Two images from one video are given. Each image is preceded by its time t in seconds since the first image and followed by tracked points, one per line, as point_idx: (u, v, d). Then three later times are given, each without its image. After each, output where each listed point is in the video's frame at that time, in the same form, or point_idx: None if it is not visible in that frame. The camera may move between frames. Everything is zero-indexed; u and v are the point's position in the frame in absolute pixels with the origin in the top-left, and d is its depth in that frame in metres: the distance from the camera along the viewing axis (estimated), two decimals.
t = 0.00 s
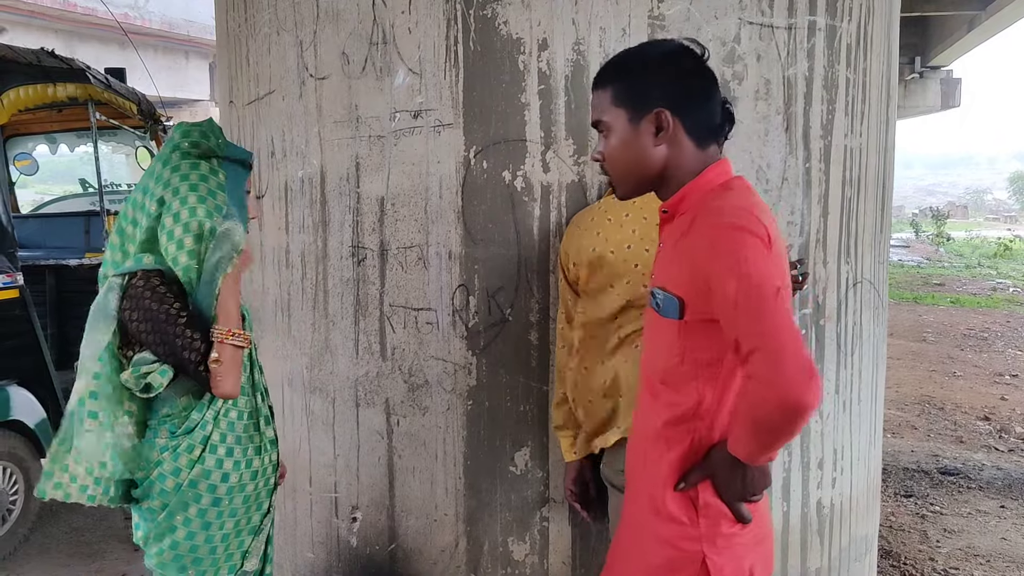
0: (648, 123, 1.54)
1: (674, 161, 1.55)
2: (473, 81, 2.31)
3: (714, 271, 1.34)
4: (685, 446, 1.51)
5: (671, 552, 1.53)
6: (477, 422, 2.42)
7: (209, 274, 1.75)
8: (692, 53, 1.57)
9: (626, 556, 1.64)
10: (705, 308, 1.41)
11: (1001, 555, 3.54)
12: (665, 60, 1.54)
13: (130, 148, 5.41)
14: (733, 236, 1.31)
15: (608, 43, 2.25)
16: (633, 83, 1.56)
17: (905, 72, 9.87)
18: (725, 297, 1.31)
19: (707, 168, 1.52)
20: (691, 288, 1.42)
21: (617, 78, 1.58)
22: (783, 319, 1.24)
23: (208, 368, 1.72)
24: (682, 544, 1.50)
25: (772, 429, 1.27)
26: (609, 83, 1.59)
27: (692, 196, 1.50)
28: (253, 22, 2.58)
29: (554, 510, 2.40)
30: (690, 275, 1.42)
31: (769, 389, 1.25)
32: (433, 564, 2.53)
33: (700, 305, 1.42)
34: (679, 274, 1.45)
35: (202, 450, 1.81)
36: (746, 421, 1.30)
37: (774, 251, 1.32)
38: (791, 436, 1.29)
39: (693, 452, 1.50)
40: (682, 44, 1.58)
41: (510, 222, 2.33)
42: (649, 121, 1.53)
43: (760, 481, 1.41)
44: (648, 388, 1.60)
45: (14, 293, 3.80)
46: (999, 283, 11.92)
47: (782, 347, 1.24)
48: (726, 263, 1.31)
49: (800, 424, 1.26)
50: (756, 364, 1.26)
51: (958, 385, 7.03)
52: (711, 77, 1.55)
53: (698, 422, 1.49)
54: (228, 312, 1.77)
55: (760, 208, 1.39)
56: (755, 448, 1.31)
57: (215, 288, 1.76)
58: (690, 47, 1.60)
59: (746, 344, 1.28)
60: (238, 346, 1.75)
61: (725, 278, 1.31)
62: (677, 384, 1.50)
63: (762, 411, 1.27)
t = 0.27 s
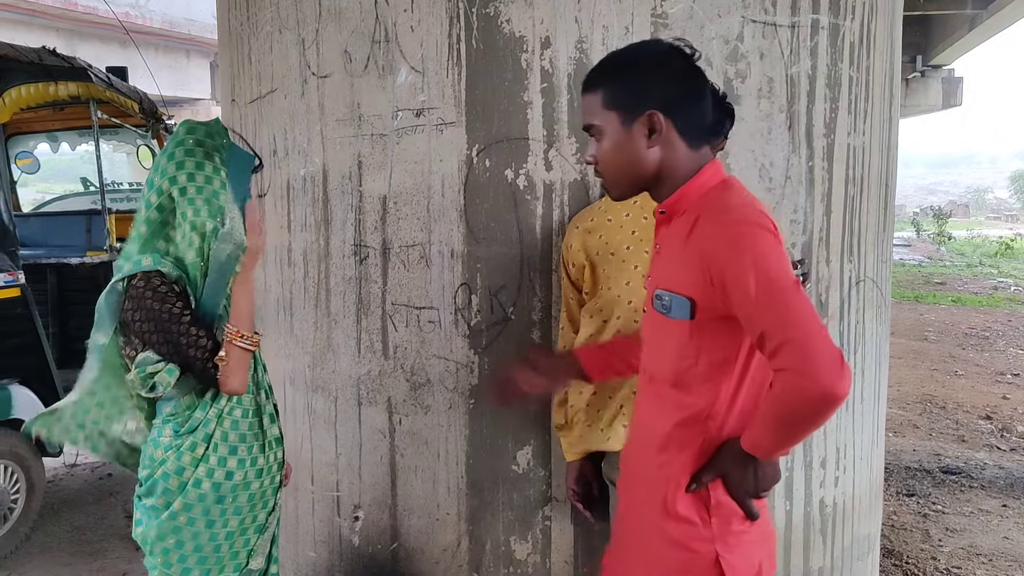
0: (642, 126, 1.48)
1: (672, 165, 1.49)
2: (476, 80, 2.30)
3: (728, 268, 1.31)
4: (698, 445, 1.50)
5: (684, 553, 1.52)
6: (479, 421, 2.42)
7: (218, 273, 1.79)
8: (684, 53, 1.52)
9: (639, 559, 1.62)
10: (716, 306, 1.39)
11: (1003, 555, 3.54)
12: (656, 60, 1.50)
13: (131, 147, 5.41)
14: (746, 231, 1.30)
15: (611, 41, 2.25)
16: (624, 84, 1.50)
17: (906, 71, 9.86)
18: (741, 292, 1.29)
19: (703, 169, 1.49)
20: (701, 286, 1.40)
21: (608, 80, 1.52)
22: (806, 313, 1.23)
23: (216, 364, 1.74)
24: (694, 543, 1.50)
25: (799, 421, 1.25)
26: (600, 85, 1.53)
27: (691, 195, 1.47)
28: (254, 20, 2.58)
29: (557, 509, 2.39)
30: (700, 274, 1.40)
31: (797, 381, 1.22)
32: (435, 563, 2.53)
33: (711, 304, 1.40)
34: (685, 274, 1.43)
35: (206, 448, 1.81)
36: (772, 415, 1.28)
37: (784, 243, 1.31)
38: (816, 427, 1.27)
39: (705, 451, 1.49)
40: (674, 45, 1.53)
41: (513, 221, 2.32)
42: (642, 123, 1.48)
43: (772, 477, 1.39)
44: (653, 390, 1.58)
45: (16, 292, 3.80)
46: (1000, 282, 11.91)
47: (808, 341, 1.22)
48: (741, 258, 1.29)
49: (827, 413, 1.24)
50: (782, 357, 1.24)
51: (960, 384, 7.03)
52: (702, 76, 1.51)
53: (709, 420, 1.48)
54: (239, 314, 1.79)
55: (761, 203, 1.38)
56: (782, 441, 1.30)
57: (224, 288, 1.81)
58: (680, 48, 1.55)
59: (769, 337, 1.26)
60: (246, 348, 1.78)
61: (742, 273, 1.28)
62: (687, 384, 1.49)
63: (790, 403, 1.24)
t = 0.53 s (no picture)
0: (591, 135, 1.50)
1: (621, 172, 1.51)
2: (480, 80, 2.30)
3: (711, 249, 1.31)
4: (672, 435, 1.46)
5: (665, 542, 1.49)
6: (483, 422, 2.42)
7: (212, 275, 1.77)
8: (628, 65, 1.54)
9: (613, 557, 1.57)
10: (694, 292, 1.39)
11: (1007, 556, 3.53)
12: (605, 70, 1.51)
13: (134, 147, 5.41)
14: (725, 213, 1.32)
15: (615, 41, 2.24)
16: (574, 94, 1.50)
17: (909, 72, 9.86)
18: (729, 272, 1.29)
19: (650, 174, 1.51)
20: (678, 273, 1.39)
21: (559, 89, 1.52)
22: (796, 287, 1.24)
23: (218, 363, 1.73)
24: (673, 529, 1.48)
25: (795, 391, 1.25)
26: (552, 94, 1.53)
27: (645, 196, 1.50)
28: (258, 20, 2.58)
29: (561, 510, 2.38)
30: (676, 260, 1.39)
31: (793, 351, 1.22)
32: (439, 563, 2.53)
33: (691, 289, 1.39)
34: (658, 263, 1.42)
35: (216, 449, 1.81)
36: (766, 390, 1.27)
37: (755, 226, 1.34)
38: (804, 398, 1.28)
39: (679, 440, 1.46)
40: (618, 56, 1.54)
41: (517, 220, 2.32)
42: (591, 132, 1.49)
43: (745, 456, 1.40)
44: (618, 386, 1.54)
45: (20, 292, 3.80)
46: (1003, 283, 11.89)
47: (801, 310, 1.23)
48: (726, 238, 1.30)
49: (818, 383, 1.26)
50: (776, 331, 1.24)
51: (963, 385, 7.02)
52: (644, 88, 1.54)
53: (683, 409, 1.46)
54: (256, 320, 1.80)
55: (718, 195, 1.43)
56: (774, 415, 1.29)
57: (221, 291, 1.79)
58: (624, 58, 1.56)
59: (761, 312, 1.26)
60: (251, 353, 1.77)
61: (729, 253, 1.29)
62: (659, 374, 1.46)
63: (787, 375, 1.24)
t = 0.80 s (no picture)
0: (534, 145, 1.60)
1: (565, 176, 1.62)
2: (484, 80, 2.30)
3: (671, 227, 1.43)
4: (646, 411, 1.55)
5: (654, 514, 1.57)
6: (486, 422, 2.41)
7: (198, 276, 1.74)
8: (558, 80, 1.67)
9: (605, 540, 1.62)
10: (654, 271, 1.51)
11: (1011, 558, 3.52)
12: (538, 85, 1.63)
13: (137, 147, 5.41)
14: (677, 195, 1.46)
15: (619, 41, 2.24)
16: (514, 109, 1.61)
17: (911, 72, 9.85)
18: (692, 244, 1.41)
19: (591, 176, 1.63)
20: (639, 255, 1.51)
21: (501, 106, 1.63)
22: (751, 249, 1.39)
23: (209, 368, 1.71)
24: (663, 503, 1.57)
25: (765, 341, 1.38)
26: (494, 110, 1.63)
27: (592, 191, 1.61)
28: (262, 20, 2.58)
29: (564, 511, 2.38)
30: (637, 244, 1.50)
31: (762, 304, 1.35)
32: (442, 564, 2.52)
33: (651, 269, 1.51)
34: (617, 249, 1.53)
35: (220, 450, 1.81)
36: (740, 344, 1.39)
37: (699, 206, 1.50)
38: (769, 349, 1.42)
39: (652, 414, 1.56)
40: (548, 73, 1.67)
41: (521, 221, 2.31)
42: (534, 141, 1.60)
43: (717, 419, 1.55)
44: (586, 373, 1.61)
45: (23, 292, 3.80)
46: (1006, 284, 11.88)
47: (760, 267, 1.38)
48: (683, 215, 1.43)
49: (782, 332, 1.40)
50: (742, 290, 1.37)
51: (965, 386, 7.01)
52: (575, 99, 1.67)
53: (653, 385, 1.55)
54: (236, 315, 1.76)
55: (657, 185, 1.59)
56: (746, 367, 1.42)
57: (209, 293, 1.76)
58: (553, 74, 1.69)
59: (725, 276, 1.39)
60: (241, 351, 1.74)
61: (689, 227, 1.42)
62: (626, 354, 1.55)
63: (758, 327, 1.36)
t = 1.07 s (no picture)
0: (517, 149, 1.60)
1: (550, 178, 1.62)
2: (486, 80, 2.29)
3: (649, 220, 1.45)
4: (629, 405, 1.55)
5: (640, 509, 1.56)
6: (487, 423, 2.41)
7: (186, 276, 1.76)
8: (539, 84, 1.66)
9: (590, 534, 1.61)
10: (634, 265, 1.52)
11: (1013, 559, 3.52)
12: (520, 90, 1.63)
13: (138, 146, 5.41)
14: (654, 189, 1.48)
15: (622, 41, 2.23)
16: (495, 116, 1.61)
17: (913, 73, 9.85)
18: (669, 235, 1.42)
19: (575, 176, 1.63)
20: (619, 250, 1.51)
21: (481, 112, 1.62)
22: (727, 240, 1.41)
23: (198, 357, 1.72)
24: (649, 496, 1.56)
25: (742, 330, 1.39)
26: (475, 117, 1.63)
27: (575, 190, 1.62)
28: (264, 19, 2.57)
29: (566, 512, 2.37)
30: (617, 238, 1.51)
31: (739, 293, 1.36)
32: (443, 565, 2.52)
33: (631, 263, 1.52)
34: (597, 244, 1.54)
35: (209, 449, 1.80)
36: (717, 333, 1.40)
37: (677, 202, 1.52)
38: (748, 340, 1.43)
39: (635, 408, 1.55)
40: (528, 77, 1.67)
41: (523, 221, 2.30)
42: (516, 146, 1.59)
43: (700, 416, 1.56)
44: (568, 369, 1.60)
45: (24, 291, 3.79)
46: (1006, 285, 11.88)
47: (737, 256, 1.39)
48: (660, 208, 1.45)
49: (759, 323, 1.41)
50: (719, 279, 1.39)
51: (967, 387, 7.01)
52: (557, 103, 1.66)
53: (636, 379, 1.55)
54: (222, 305, 1.76)
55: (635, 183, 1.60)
56: (725, 358, 1.42)
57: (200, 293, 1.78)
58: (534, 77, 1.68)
59: (701, 266, 1.40)
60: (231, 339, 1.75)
61: (666, 220, 1.44)
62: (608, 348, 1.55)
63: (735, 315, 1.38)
